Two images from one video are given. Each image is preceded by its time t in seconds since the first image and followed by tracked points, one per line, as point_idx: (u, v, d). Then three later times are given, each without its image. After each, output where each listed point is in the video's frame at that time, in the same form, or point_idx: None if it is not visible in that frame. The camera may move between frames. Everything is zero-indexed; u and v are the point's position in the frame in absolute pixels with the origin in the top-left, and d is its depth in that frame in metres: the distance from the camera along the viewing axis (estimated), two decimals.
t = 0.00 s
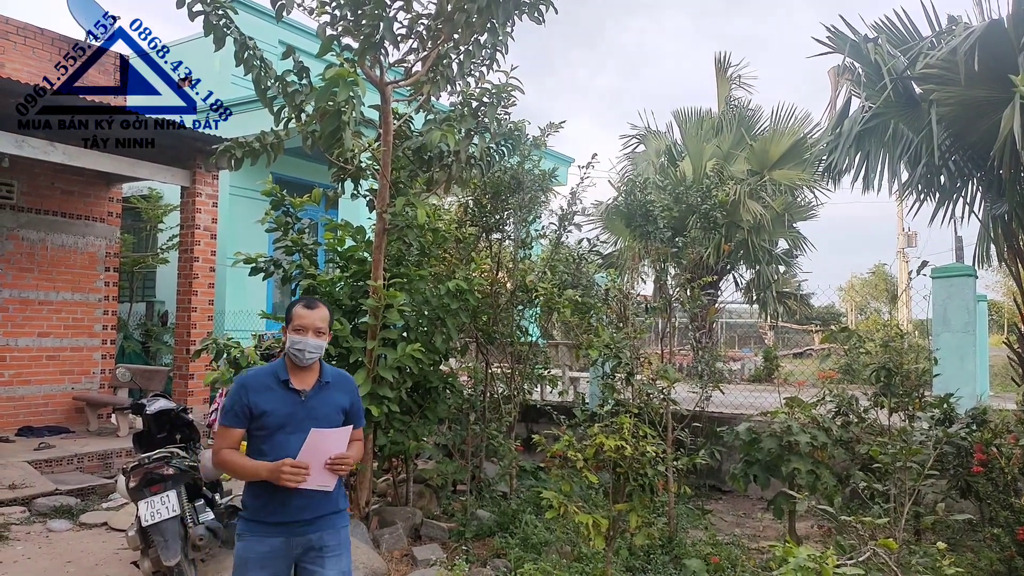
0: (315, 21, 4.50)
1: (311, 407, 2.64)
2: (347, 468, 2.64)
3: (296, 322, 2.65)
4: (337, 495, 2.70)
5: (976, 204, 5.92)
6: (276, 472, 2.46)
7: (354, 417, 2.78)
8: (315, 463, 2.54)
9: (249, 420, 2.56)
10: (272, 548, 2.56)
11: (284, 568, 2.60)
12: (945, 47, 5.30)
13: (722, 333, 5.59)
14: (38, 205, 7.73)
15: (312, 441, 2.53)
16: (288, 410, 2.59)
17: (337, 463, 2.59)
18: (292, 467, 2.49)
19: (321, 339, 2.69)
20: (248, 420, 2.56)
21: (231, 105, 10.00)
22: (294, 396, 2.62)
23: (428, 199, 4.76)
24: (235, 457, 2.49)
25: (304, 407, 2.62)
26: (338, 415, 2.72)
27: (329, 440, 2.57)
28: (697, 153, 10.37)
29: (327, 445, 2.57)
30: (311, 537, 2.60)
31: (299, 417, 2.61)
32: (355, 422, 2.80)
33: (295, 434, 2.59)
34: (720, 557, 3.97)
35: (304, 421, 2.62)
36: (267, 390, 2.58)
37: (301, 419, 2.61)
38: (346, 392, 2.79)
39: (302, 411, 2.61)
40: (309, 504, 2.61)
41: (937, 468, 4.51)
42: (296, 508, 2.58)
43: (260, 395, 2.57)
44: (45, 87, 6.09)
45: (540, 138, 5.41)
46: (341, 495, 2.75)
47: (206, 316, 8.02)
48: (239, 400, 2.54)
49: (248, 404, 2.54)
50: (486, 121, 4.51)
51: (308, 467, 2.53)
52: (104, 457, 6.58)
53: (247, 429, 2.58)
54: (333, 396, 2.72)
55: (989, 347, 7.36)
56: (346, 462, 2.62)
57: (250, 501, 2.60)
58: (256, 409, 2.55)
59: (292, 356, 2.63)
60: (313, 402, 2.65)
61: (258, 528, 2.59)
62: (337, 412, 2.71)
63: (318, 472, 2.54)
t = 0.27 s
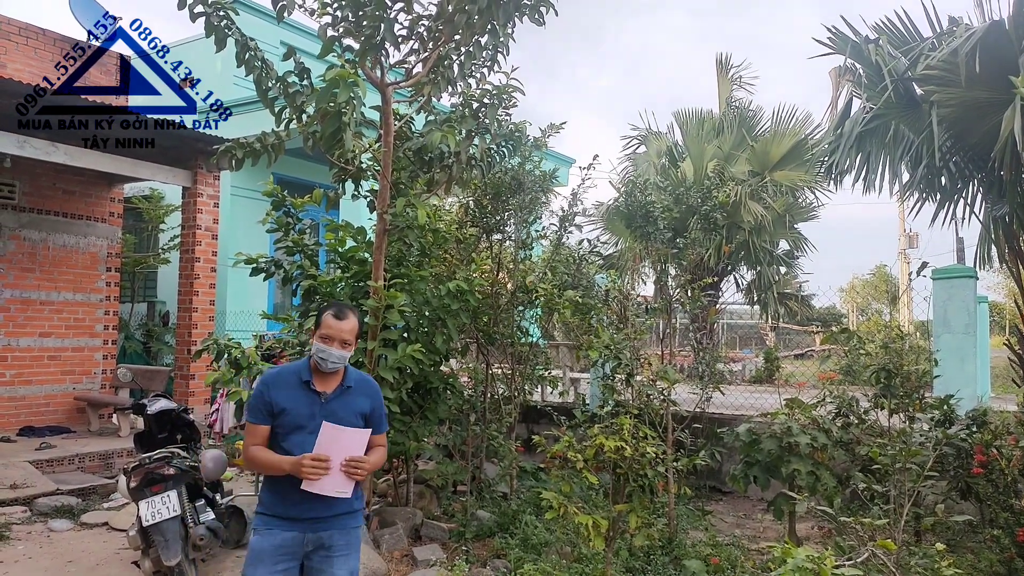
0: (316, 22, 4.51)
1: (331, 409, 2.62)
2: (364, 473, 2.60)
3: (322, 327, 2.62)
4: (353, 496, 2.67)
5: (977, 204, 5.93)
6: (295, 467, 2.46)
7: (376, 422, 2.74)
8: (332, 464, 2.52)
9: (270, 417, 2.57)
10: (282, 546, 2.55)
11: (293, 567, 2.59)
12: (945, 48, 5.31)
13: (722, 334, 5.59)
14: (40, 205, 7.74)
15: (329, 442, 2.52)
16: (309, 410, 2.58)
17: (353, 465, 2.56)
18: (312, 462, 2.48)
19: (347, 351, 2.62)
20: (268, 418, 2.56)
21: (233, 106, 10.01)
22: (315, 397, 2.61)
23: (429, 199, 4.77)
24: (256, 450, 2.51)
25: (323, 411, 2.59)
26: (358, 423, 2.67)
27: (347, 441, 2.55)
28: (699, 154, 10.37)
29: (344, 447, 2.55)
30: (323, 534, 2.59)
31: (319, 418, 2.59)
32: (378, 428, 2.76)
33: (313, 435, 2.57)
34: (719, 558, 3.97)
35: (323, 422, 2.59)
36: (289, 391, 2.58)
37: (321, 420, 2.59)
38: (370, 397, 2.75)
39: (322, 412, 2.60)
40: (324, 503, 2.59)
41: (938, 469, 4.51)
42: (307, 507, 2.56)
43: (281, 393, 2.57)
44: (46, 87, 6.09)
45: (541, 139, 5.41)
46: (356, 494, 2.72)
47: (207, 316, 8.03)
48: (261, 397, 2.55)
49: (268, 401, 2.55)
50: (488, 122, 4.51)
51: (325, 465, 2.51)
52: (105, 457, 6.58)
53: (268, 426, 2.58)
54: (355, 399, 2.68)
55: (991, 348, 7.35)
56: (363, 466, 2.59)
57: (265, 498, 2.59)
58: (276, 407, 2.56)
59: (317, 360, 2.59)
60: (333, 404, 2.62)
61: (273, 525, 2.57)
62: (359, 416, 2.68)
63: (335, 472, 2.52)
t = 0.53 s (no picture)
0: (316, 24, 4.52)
1: (336, 413, 2.60)
2: (359, 482, 2.59)
3: (335, 331, 2.58)
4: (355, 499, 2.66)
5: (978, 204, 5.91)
6: (288, 477, 2.49)
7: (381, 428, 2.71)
8: (326, 474, 2.52)
9: (275, 417, 2.58)
10: (286, 546, 2.55)
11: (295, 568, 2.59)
12: (946, 49, 5.32)
13: (723, 334, 5.59)
14: (41, 206, 7.76)
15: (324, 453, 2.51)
16: (313, 413, 2.57)
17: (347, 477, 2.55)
18: (305, 475, 2.50)
19: (357, 354, 2.60)
20: (273, 417, 2.58)
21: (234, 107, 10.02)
22: (321, 400, 2.59)
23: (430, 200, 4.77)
24: (255, 449, 2.54)
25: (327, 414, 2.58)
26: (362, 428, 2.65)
27: (345, 451, 2.55)
28: (700, 155, 10.38)
29: (341, 456, 2.54)
30: (327, 535, 2.58)
31: (323, 421, 2.58)
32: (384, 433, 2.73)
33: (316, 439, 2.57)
34: (719, 559, 3.97)
35: (327, 426, 2.58)
36: (295, 392, 2.57)
37: (324, 425, 2.58)
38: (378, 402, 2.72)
39: (326, 416, 2.58)
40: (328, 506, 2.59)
41: (937, 470, 4.51)
42: (310, 510, 2.56)
43: (287, 394, 2.57)
44: (47, 88, 6.10)
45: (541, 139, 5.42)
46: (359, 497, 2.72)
47: (208, 316, 8.04)
48: (267, 396, 2.56)
49: (274, 401, 2.56)
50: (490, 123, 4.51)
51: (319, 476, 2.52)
52: (105, 457, 6.59)
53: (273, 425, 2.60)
54: (361, 404, 2.66)
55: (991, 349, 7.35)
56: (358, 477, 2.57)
57: (269, 499, 2.59)
58: (281, 407, 2.56)
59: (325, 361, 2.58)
60: (339, 408, 2.60)
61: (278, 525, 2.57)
62: (363, 421, 2.66)
63: (330, 482, 2.53)
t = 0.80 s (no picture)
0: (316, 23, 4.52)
1: (335, 414, 2.60)
2: (355, 485, 2.58)
3: (332, 330, 2.60)
4: (355, 500, 2.66)
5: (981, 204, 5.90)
6: (284, 480, 2.49)
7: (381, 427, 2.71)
8: (324, 475, 2.53)
9: (274, 419, 2.58)
10: (287, 548, 2.54)
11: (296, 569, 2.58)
12: (948, 47, 5.31)
13: (725, 334, 5.59)
14: (42, 206, 7.77)
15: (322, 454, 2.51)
16: (311, 414, 2.57)
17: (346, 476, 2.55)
18: (301, 477, 2.50)
19: (354, 348, 2.63)
20: (272, 420, 2.58)
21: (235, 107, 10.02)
22: (319, 400, 2.59)
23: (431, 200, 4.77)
24: (253, 451, 2.54)
25: (326, 415, 2.58)
26: (361, 428, 2.64)
27: (342, 452, 2.55)
28: (701, 154, 10.36)
29: (339, 457, 2.54)
30: (327, 540, 2.57)
31: (321, 422, 2.58)
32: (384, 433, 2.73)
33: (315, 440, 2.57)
34: (721, 558, 3.97)
35: (326, 427, 2.58)
36: (293, 394, 2.57)
37: (322, 425, 2.58)
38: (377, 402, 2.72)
39: (324, 417, 2.58)
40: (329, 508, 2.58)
41: (939, 469, 4.51)
42: (312, 511, 2.56)
43: (285, 395, 2.57)
44: (47, 88, 6.10)
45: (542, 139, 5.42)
46: (360, 499, 2.70)
47: (209, 316, 8.04)
48: (265, 399, 2.56)
49: (272, 404, 2.56)
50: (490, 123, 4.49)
51: (317, 478, 2.52)
52: (107, 456, 6.60)
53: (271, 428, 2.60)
54: (360, 404, 2.66)
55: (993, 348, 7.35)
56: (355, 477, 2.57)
57: (270, 501, 2.59)
58: (279, 409, 2.56)
59: (322, 361, 2.59)
60: (337, 409, 2.60)
61: (278, 528, 2.56)
62: (362, 422, 2.65)
63: (328, 484, 2.53)
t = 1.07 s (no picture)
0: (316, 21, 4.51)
1: (326, 406, 2.59)
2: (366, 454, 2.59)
3: (322, 323, 2.61)
4: (351, 499, 2.64)
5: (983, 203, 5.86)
6: (265, 472, 2.46)
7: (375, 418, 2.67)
8: (315, 465, 2.49)
9: (264, 415, 2.57)
10: (285, 549, 2.53)
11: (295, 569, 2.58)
12: (950, 44, 5.31)
13: (726, 332, 5.58)
14: (43, 204, 7.77)
15: (312, 440, 2.49)
16: (301, 407, 2.56)
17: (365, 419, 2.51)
18: (282, 469, 2.46)
19: (348, 343, 2.63)
20: (263, 415, 2.57)
21: (236, 105, 10.01)
22: (309, 394, 2.59)
23: (431, 198, 4.77)
24: (241, 446, 2.52)
25: (316, 407, 2.57)
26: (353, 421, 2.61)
27: (330, 443, 2.51)
28: (702, 152, 10.34)
29: (329, 445, 2.51)
30: (324, 541, 2.57)
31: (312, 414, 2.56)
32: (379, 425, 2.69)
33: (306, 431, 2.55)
34: (722, 558, 3.97)
35: (317, 418, 2.56)
36: (283, 387, 2.57)
37: (312, 419, 2.56)
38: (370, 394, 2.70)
39: (315, 409, 2.57)
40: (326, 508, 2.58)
41: (941, 469, 4.49)
42: (310, 511, 2.56)
43: (276, 390, 2.57)
44: (47, 86, 6.09)
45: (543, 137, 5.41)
46: (359, 500, 2.69)
47: (210, 314, 8.04)
48: (255, 393, 2.56)
49: (262, 399, 2.56)
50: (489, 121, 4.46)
51: (308, 468, 2.49)
52: (108, 454, 6.60)
53: (263, 425, 2.59)
54: (352, 396, 2.64)
55: (995, 347, 7.33)
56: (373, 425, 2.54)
57: (268, 501, 2.58)
58: (269, 404, 2.55)
59: (313, 352, 2.60)
60: (328, 401, 2.59)
61: (277, 529, 2.56)
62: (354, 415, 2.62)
63: (314, 477, 2.49)
